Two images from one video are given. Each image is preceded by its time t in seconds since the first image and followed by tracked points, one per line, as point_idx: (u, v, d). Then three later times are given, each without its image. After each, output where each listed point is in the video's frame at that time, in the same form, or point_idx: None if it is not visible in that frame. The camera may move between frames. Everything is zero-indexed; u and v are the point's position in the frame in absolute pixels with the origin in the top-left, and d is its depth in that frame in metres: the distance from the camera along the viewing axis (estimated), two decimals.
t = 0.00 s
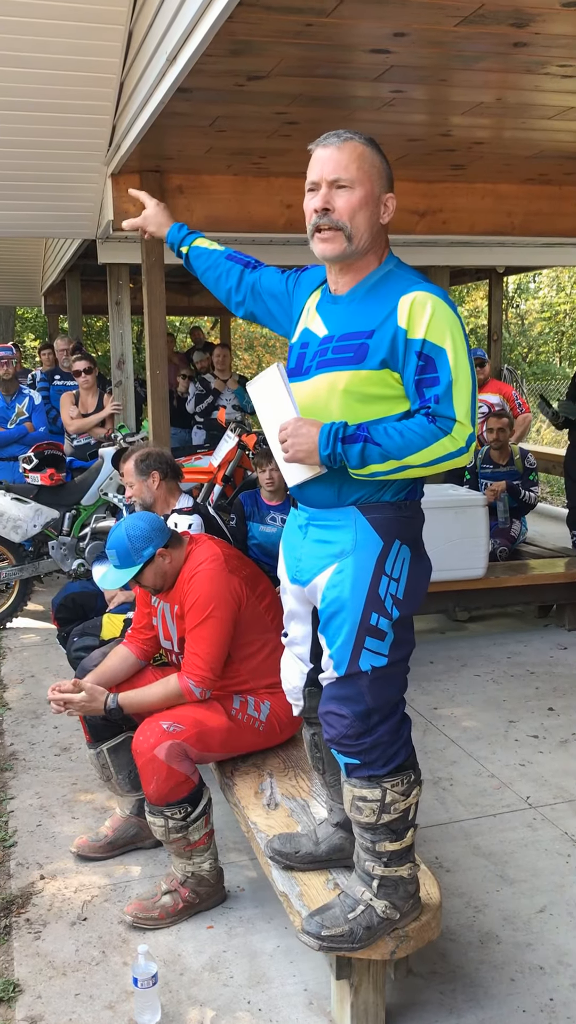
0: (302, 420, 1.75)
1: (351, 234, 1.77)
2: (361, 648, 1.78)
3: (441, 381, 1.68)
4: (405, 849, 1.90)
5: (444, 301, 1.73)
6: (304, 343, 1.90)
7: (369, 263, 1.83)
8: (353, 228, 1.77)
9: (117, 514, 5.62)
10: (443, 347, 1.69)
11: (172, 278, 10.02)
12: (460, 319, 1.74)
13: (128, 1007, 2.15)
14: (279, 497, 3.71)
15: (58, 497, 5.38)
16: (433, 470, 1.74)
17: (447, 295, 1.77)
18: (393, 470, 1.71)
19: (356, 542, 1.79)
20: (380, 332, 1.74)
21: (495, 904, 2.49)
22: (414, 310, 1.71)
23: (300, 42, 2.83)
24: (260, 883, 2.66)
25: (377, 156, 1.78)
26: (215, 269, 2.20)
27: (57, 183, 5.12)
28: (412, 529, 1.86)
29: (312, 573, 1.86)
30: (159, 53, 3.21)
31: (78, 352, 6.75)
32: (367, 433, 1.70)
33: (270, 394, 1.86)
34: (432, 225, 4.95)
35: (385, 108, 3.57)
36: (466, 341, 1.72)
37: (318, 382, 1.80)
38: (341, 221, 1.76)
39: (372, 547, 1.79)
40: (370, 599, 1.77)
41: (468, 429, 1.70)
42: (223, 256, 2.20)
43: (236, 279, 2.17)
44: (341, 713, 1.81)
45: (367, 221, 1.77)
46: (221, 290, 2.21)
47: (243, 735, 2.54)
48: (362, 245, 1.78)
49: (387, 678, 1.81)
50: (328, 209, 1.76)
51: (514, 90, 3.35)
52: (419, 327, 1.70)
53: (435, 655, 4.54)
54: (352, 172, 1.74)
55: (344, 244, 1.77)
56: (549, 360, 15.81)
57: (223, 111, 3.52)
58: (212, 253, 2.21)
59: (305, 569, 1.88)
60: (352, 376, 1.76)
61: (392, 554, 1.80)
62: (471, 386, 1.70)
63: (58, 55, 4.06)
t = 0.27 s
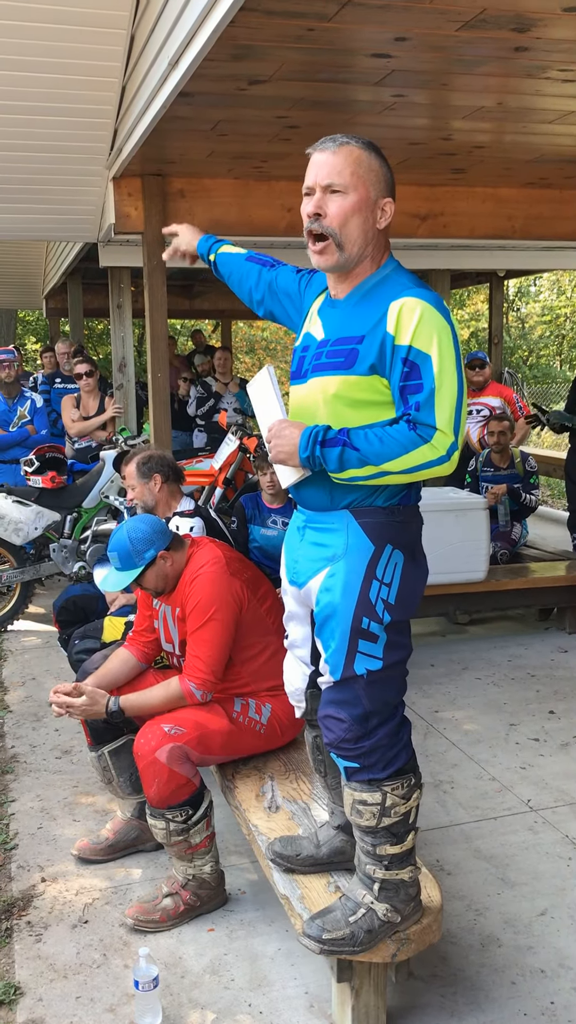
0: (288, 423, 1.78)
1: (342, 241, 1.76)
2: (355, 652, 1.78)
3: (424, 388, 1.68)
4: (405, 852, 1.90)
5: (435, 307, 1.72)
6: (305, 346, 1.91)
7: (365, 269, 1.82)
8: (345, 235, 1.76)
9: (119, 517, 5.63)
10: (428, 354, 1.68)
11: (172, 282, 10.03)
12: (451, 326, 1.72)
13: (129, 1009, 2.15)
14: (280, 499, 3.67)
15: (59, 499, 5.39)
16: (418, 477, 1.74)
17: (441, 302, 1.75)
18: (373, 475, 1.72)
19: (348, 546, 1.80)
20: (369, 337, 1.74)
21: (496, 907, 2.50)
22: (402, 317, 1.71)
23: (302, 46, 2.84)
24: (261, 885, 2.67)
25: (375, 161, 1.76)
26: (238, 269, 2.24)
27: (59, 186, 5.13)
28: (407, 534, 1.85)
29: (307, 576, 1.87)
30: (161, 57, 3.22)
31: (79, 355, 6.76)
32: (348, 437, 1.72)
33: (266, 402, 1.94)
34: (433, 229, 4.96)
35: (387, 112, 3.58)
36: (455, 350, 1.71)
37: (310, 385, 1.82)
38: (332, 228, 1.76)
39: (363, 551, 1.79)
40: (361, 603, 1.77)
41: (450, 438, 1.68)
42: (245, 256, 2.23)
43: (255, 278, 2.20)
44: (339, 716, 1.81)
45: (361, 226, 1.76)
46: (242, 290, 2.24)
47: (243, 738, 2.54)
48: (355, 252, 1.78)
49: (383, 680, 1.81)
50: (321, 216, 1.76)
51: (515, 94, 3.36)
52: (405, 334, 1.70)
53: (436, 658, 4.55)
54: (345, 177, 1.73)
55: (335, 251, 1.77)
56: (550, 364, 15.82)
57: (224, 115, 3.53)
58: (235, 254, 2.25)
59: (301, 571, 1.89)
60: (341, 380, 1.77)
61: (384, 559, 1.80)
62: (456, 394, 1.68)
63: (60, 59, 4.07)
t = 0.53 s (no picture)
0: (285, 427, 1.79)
1: (342, 242, 1.76)
2: (354, 652, 1.78)
3: (420, 392, 1.67)
4: (407, 853, 1.90)
5: (431, 310, 1.71)
6: (306, 347, 1.91)
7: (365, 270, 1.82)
8: (345, 236, 1.76)
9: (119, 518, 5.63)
10: (424, 359, 1.67)
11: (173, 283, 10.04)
12: (448, 328, 1.71)
13: (130, 1011, 2.14)
14: (281, 499, 3.66)
15: (60, 500, 5.39)
16: (414, 481, 1.73)
17: (440, 305, 1.74)
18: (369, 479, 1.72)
19: (345, 546, 1.80)
20: (366, 340, 1.74)
21: (497, 909, 2.49)
22: (398, 320, 1.70)
23: (303, 47, 2.84)
24: (262, 887, 2.66)
25: (374, 162, 1.76)
26: (249, 278, 2.24)
27: (59, 187, 5.13)
28: (405, 534, 1.85)
29: (307, 576, 1.87)
30: (162, 58, 3.22)
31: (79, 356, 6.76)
32: (343, 442, 1.72)
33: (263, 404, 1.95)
34: (434, 230, 4.96)
35: (387, 113, 3.58)
36: (452, 353, 1.69)
37: (310, 388, 1.83)
38: (332, 229, 1.75)
39: (361, 552, 1.79)
40: (358, 603, 1.77)
41: (445, 442, 1.67)
42: (256, 266, 2.24)
43: (264, 285, 2.20)
44: (340, 716, 1.80)
45: (361, 228, 1.76)
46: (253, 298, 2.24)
47: (244, 739, 2.54)
48: (354, 253, 1.78)
49: (383, 681, 1.81)
50: (320, 217, 1.76)
51: (515, 95, 3.37)
52: (401, 338, 1.69)
53: (436, 659, 4.55)
54: (344, 178, 1.73)
55: (335, 252, 1.77)
56: (551, 365, 15.82)
57: (225, 116, 3.53)
58: (247, 264, 2.26)
59: (301, 571, 1.90)
60: (340, 383, 1.77)
61: (381, 560, 1.80)
62: (452, 398, 1.67)
63: (61, 60, 4.07)
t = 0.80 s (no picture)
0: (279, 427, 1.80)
1: (318, 244, 1.76)
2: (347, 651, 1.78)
3: (412, 392, 1.66)
4: (406, 851, 1.90)
5: (425, 310, 1.70)
6: (305, 346, 1.91)
7: (353, 272, 1.81)
8: (321, 239, 1.76)
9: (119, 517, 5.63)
10: (416, 359, 1.67)
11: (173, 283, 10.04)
12: (441, 328, 1.70)
13: (129, 1010, 2.14)
14: (280, 499, 3.65)
15: (59, 500, 5.39)
16: (407, 481, 1.73)
17: (434, 305, 1.73)
18: (362, 480, 1.72)
19: (338, 545, 1.80)
20: (360, 340, 1.74)
21: (497, 908, 2.49)
22: (391, 320, 1.70)
23: (302, 47, 2.84)
24: (262, 887, 2.66)
25: (362, 162, 1.73)
26: (258, 274, 2.24)
27: (59, 187, 5.13)
28: (399, 534, 1.84)
29: (301, 575, 1.88)
30: (161, 58, 3.22)
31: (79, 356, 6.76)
32: (335, 442, 1.72)
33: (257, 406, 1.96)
34: (434, 230, 4.97)
35: (387, 113, 3.58)
36: (445, 353, 1.69)
37: (305, 387, 1.83)
38: (309, 232, 1.76)
39: (353, 551, 1.79)
40: (350, 602, 1.77)
41: (436, 443, 1.67)
42: (265, 262, 2.24)
43: (273, 283, 2.20)
44: (336, 714, 1.81)
45: (339, 230, 1.75)
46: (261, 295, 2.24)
47: (244, 738, 2.54)
48: (333, 255, 1.77)
49: (379, 679, 1.81)
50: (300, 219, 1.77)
51: (515, 95, 3.37)
52: (394, 338, 1.69)
53: (436, 659, 4.55)
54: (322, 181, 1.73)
55: (312, 255, 1.78)
56: (550, 365, 15.84)
57: (225, 116, 3.53)
58: (255, 259, 2.26)
59: (296, 570, 1.91)
60: (333, 383, 1.77)
61: (374, 559, 1.80)
62: (445, 398, 1.67)
63: (61, 60, 4.07)
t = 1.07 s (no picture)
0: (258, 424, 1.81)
1: (304, 246, 1.79)
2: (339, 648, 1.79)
3: (385, 393, 1.65)
4: (404, 849, 1.90)
5: (402, 311, 1.68)
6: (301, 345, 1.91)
7: (340, 272, 1.81)
8: (307, 241, 1.78)
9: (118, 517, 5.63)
10: (390, 360, 1.65)
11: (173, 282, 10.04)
12: (419, 330, 1.68)
13: (129, 1010, 2.14)
14: (280, 499, 3.63)
15: (59, 499, 5.39)
16: (384, 481, 1.72)
17: (415, 305, 1.71)
18: (336, 479, 1.73)
19: (328, 543, 1.81)
20: (341, 340, 1.74)
21: (496, 908, 2.49)
22: (368, 321, 1.69)
23: (302, 47, 2.84)
24: (261, 886, 2.66)
25: (344, 163, 1.72)
26: (284, 269, 2.30)
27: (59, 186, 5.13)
28: (390, 534, 1.83)
29: (295, 572, 1.90)
30: (161, 57, 3.22)
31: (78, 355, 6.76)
32: (311, 440, 1.74)
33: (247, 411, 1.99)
34: (433, 229, 4.97)
35: (387, 112, 3.58)
36: (421, 355, 1.67)
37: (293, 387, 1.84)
38: (296, 235, 1.78)
39: (341, 550, 1.80)
40: (339, 600, 1.78)
41: (407, 444, 1.65)
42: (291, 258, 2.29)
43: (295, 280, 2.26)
44: (330, 710, 1.81)
45: (322, 232, 1.76)
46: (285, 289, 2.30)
47: (243, 738, 2.54)
48: (319, 256, 1.79)
49: (372, 677, 1.81)
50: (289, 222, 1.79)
51: (515, 95, 3.37)
52: (369, 339, 1.68)
53: (436, 658, 4.55)
54: (304, 185, 1.74)
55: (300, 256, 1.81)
56: (550, 365, 15.85)
57: (224, 116, 3.53)
58: (284, 254, 2.32)
59: (292, 567, 1.93)
60: (316, 382, 1.78)
61: (361, 559, 1.80)
62: (418, 400, 1.65)
63: (61, 60, 4.07)
